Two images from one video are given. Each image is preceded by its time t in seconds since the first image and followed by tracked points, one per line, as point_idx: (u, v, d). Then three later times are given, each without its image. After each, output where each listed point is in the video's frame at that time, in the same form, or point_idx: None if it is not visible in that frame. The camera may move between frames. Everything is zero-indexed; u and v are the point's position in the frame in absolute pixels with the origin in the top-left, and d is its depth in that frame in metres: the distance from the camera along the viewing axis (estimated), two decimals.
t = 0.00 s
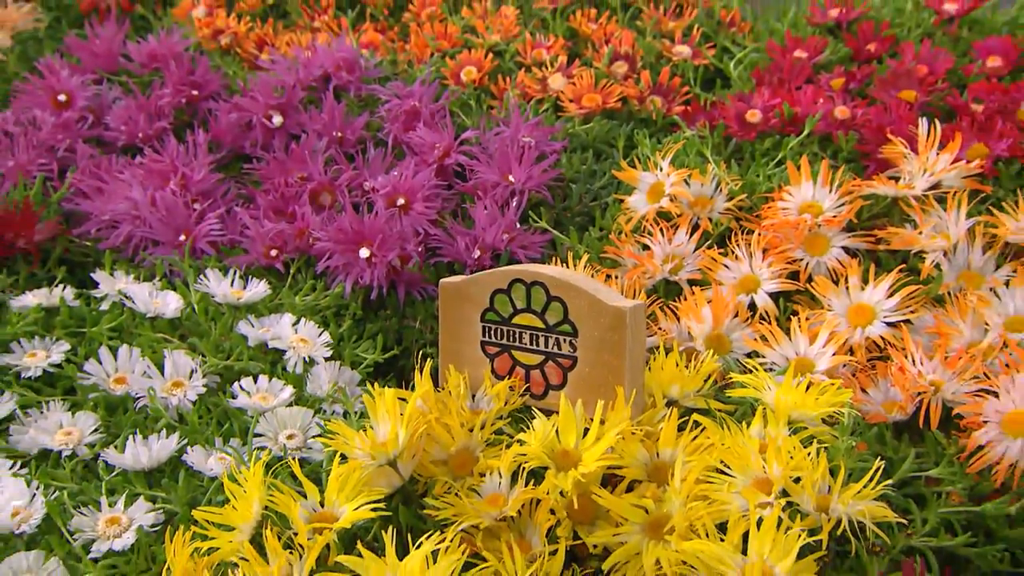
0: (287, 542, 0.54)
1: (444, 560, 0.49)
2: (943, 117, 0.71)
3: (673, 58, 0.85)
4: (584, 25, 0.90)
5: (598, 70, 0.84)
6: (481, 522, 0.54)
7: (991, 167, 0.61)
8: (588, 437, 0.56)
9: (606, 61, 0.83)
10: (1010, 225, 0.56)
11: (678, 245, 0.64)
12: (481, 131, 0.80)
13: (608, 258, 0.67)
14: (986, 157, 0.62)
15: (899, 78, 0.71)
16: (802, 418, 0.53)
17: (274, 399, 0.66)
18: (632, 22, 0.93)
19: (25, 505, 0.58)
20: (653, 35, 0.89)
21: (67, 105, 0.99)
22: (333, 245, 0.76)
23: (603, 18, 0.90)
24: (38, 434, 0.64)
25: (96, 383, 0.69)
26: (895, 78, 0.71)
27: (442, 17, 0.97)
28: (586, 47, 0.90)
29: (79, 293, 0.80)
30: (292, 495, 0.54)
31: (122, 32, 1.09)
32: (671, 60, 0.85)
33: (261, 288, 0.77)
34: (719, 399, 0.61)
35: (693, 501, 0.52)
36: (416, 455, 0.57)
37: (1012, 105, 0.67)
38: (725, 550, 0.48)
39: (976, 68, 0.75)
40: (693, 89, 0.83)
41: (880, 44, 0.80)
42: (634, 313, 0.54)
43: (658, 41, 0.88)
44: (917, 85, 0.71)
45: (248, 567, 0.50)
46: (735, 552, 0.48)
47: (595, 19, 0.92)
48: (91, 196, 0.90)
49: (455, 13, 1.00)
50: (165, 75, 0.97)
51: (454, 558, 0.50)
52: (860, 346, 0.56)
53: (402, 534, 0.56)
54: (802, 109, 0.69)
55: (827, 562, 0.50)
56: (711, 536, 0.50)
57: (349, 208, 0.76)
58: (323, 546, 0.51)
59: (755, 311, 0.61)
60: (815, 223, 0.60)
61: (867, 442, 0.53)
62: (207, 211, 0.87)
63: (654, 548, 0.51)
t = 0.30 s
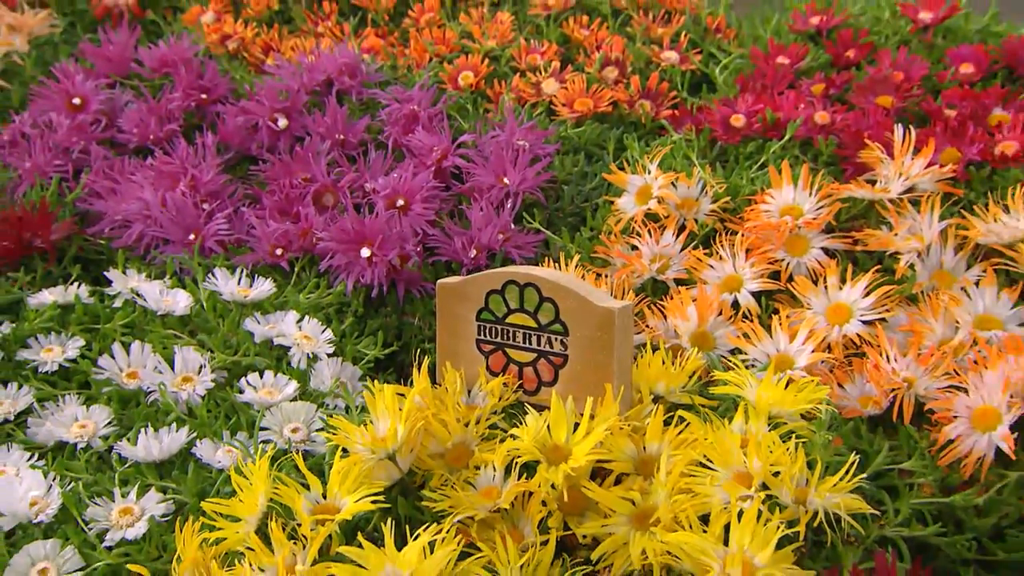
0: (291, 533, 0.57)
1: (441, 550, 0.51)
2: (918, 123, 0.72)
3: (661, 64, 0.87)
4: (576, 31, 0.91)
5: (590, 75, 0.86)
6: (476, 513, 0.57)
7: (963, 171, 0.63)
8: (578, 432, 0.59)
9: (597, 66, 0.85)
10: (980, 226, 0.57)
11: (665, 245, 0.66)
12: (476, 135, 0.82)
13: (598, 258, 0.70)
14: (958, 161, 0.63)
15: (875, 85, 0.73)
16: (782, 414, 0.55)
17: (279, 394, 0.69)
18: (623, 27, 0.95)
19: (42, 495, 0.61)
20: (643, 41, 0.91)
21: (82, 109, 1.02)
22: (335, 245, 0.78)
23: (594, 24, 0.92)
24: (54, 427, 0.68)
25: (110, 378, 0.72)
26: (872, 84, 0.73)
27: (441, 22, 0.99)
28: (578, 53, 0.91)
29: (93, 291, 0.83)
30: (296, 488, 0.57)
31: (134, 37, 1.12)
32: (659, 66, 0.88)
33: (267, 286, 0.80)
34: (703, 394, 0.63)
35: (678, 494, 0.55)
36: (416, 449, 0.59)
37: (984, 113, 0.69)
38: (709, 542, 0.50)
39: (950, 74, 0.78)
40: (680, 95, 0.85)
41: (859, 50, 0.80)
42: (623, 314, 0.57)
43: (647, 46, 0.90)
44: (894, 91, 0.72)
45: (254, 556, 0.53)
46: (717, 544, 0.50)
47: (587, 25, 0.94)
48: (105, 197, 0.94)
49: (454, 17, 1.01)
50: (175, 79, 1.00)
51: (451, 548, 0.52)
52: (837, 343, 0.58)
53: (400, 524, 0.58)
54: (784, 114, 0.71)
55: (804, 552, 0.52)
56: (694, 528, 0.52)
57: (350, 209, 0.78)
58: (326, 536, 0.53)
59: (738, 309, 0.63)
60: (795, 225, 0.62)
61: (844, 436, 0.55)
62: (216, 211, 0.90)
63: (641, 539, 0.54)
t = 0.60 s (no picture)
0: (292, 527, 0.59)
1: (435, 545, 0.54)
2: (892, 131, 0.73)
3: (648, 72, 0.89)
4: (567, 39, 0.93)
5: (579, 82, 0.88)
6: (468, 509, 0.59)
7: (934, 177, 0.64)
8: (566, 431, 0.61)
9: (586, 74, 0.87)
10: (949, 230, 0.59)
11: (650, 249, 0.68)
12: (469, 141, 0.85)
13: (587, 261, 0.72)
14: (930, 168, 0.65)
15: (850, 93, 0.74)
16: (759, 414, 0.57)
17: (281, 392, 0.72)
18: (612, 35, 0.97)
19: (55, 490, 0.65)
20: (630, 50, 0.93)
21: (93, 114, 1.05)
22: (335, 248, 0.81)
23: (584, 33, 0.94)
24: (67, 423, 0.71)
25: (119, 376, 0.75)
26: (848, 92, 0.74)
27: (436, 31, 1.00)
28: (569, 60, 0.93)
29: (103, 291, 0.86)
30: (297, 485, 0.59)
31: (143, 45, 1.15)
32: (646, 73, 0.90)
33: (269, 288, 0.82)
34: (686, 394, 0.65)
35: (659, 491, 0.57)
36: (411, 447, 0.62)
37: (956, 122, 0.70)
38: (690, 538, 0.52)
39: (922, 83, 0.80)
40: (666, 102, 0.87)
41: (836, 59, 0.83)
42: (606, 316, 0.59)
43: (635, 54, 0.92)
44: (869, 99, 0.73)
45: (257, 549, 0.56)
46: (696, 539, 0.52)
47: (577, 33, 0.96)
48: (115, 200, 0.97)
49: (451, 24, 1.03)
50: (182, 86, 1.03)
51: (444, 542, 0.55)
52: (813, 343, 0.59)
53: (395, 520, 0.61)
54: (764, 121, 0.73)
55: (780, 546, 0.53)
56: (675, 523, 0.55)
57: (349, 213, 0.81)
58: (325, 531, 0.56)
59: (720, 311, 0.65)
60: (774, 230, 0.64)
61: (819, 434, 0.56)
62: (221, 214, 0.93)
63: (625, 533, 0.56)
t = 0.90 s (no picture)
0: (290, 526, 0.62)
1: (425, 543, 0.57)
2: (866, 141, 0.75)
3: (633, 81, 0.92)
4: (556, 49, 0.96)
5: (567, 91, 0.90)
6: (457, 508, 0.61)
7: (904, 186, 0.66)
8: (551, 432, 0.63)
9: (574, 83, 0.89)
10: (917, 238, 0.61)
11: (634, 255, 0.70)
12: (461, 149, 0.87)
13: (573, 266, 0.74)
14: (900, 178, 0.66)
15: (824, 105, 0.75)
16: (736, 416, 0.59)
17: (280, 393, 0.74)
18: (599, 46, 0.99)
19: (64, 488, 0.67)
20: (616, 60, 0.95)
21: (101, 121, 1.08)
22: (332, 253, 0.83)
23: (573, 43, 0.96)
24: (76, 423, 0.74)
25: (126, 377, 0.78)
26: (824, 103, 0.75)
27: (431, 40, 1.03)
28: (557, 70, 0.96)
29: (110, 295, 0.89)
30: (294, 485, 0.62)
31: (149, 54, 1.18)
32: (631, 83, 0.92)
33: (269, 291, 0.85)
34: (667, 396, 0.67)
35: (639, 492, 0.59)
36: (403, 448, 0.64)
37: (924, 133, 0.72)
38: (668, 538, 0.54)
39: (894, 94, 0.81)
40: (651, 111, 0.89)
41: (813, 70, 0.85)
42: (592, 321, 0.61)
43: (620, 64, 0.95)
44: (843, 110, 0.74)
45: (256, 547, 0.59)
46: (674, 537, 0.54)
47: (566, 43, 0.98)
48: (122, 206, 0.99)
49: (445, 34, 1.05)
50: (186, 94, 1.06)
51: (435, 541, 0.58)
52: (788, 346, 0.61)
53: (386, 518, 0.63)
54: (743, 131, 0.74)
55: (754, 543, 0.55)
56: (654, 522, 0.56)
57: (346, 219, 0.83)
58: (321, 530, 0.59)
59: (700, 315, 0.67)
60: (752, 237, 0.66)
61: (792, 436, 0.58)
62: (224, 220, 0.95)
63: (607, 531, 0.58)
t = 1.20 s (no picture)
0: (285, 526, 0.64)
1: (415, 544, 0.59)
2: (840, 152, 0.76)
3: (619, 92, 0.94)
4: (544, 60, 0.98)
5: (555, 101, 0.93)
6: (446, 509, 0.63)
7: (875, 197, 0.68)
8: (536, 435, 0.65)
9: (561, 94, 0.92)
10: (886, 248, 0.63)
11: (617, 262, 0.72)
12: (452, 158, 0.90)
13: (559, 272, 0.76)
14: (871, 188, 0.68)
15: (800, 117, 0.77)
16: (712, 421, 0.61)
17: (277, 396, 0.77)
18: (586, 57, 1.01)
19: (71, 489, 0.70)
20: (603, 70, 0.98)
21: (107, 130, 1.10)
22: (328, 260, 0.85)
23: (561, 54, 0.99)
24: (82, 425, 0.76)
25: (130, 380, 0.80)
26: (800, 115, 0.77)
27: (425, 50, 1.05)
28: (546, 80, 0.98)
29: (115, 300, 0.92)
30: (289, 487, 0.64)
31: (154, 64, 1.21)
32: (617, 93, 0.95)
33: (267, 297, 0.87)
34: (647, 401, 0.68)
35: (619, 494, 0.61)
36: (394, 450, 0.66)
37: (894, 144, 0.73)
38: (645, 539, 0.56)
39: (867, 106, 0.81)
40: (635, 121, 0.92)
41: (791, 82, 0.86)
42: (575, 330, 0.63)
43: (606, 75, 0.97)
44: (818, 121, 0.76)
45: (252, 546, 0.62)
46: (651, 538, 0.57)
47: (554, 54, 1.01)
48: (127, 212, 1.02)
49: (438, 44, 1.08)
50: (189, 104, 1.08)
51: (423, 541, 0.60)
52: (763, 352, 0.63)
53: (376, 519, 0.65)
54: (723, 142, 0.76)
55: (726, 543, 0.57)
56: (632, 523, 0.58)
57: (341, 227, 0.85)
58: (316, 531, 0.61)
59: (680, 321, 0.69)
60: (729, 246, 0.68)
61: (765, 439, 0.60)
62: (225, 226, 0.98)
63: (587, 532, 0.59)
